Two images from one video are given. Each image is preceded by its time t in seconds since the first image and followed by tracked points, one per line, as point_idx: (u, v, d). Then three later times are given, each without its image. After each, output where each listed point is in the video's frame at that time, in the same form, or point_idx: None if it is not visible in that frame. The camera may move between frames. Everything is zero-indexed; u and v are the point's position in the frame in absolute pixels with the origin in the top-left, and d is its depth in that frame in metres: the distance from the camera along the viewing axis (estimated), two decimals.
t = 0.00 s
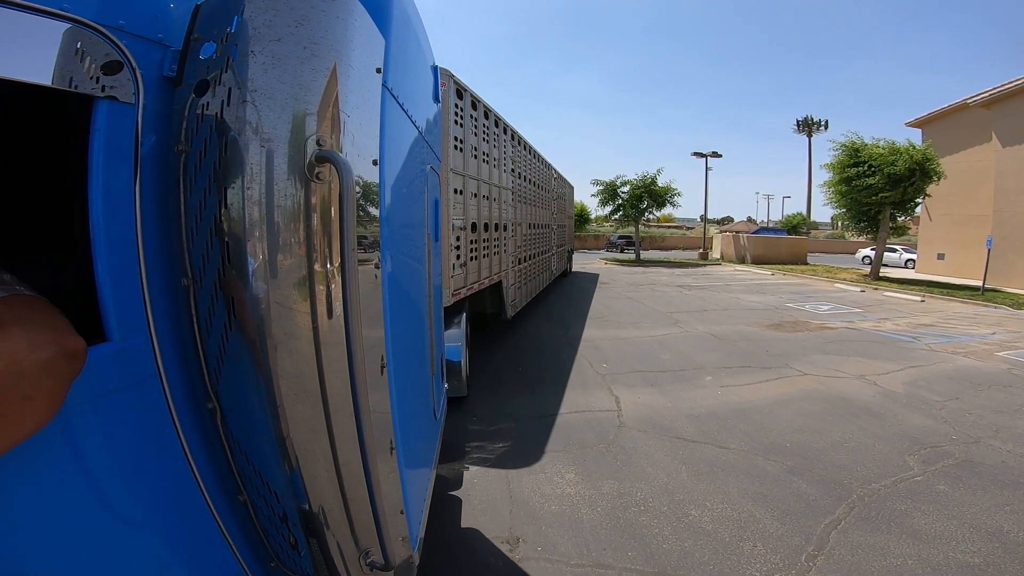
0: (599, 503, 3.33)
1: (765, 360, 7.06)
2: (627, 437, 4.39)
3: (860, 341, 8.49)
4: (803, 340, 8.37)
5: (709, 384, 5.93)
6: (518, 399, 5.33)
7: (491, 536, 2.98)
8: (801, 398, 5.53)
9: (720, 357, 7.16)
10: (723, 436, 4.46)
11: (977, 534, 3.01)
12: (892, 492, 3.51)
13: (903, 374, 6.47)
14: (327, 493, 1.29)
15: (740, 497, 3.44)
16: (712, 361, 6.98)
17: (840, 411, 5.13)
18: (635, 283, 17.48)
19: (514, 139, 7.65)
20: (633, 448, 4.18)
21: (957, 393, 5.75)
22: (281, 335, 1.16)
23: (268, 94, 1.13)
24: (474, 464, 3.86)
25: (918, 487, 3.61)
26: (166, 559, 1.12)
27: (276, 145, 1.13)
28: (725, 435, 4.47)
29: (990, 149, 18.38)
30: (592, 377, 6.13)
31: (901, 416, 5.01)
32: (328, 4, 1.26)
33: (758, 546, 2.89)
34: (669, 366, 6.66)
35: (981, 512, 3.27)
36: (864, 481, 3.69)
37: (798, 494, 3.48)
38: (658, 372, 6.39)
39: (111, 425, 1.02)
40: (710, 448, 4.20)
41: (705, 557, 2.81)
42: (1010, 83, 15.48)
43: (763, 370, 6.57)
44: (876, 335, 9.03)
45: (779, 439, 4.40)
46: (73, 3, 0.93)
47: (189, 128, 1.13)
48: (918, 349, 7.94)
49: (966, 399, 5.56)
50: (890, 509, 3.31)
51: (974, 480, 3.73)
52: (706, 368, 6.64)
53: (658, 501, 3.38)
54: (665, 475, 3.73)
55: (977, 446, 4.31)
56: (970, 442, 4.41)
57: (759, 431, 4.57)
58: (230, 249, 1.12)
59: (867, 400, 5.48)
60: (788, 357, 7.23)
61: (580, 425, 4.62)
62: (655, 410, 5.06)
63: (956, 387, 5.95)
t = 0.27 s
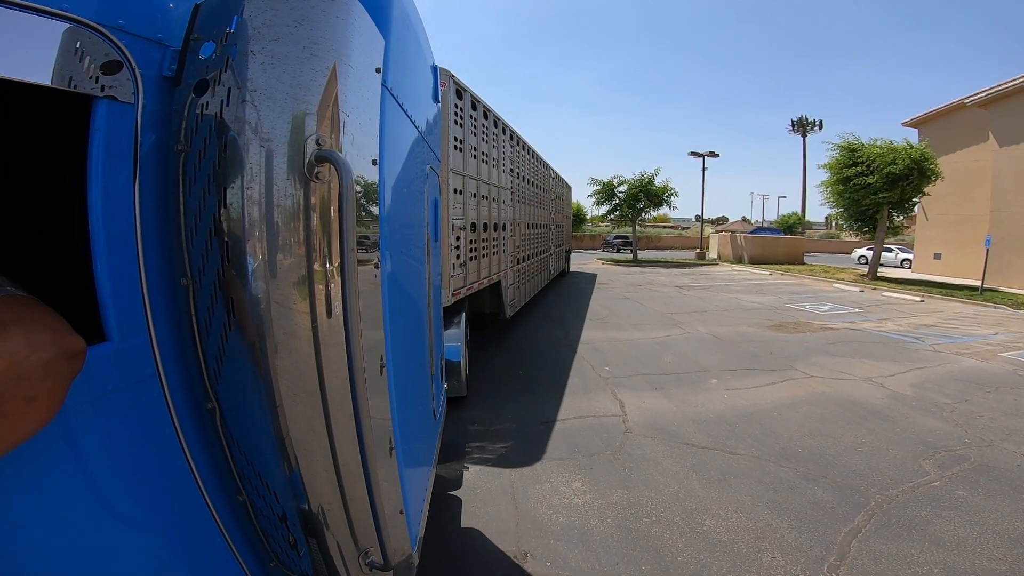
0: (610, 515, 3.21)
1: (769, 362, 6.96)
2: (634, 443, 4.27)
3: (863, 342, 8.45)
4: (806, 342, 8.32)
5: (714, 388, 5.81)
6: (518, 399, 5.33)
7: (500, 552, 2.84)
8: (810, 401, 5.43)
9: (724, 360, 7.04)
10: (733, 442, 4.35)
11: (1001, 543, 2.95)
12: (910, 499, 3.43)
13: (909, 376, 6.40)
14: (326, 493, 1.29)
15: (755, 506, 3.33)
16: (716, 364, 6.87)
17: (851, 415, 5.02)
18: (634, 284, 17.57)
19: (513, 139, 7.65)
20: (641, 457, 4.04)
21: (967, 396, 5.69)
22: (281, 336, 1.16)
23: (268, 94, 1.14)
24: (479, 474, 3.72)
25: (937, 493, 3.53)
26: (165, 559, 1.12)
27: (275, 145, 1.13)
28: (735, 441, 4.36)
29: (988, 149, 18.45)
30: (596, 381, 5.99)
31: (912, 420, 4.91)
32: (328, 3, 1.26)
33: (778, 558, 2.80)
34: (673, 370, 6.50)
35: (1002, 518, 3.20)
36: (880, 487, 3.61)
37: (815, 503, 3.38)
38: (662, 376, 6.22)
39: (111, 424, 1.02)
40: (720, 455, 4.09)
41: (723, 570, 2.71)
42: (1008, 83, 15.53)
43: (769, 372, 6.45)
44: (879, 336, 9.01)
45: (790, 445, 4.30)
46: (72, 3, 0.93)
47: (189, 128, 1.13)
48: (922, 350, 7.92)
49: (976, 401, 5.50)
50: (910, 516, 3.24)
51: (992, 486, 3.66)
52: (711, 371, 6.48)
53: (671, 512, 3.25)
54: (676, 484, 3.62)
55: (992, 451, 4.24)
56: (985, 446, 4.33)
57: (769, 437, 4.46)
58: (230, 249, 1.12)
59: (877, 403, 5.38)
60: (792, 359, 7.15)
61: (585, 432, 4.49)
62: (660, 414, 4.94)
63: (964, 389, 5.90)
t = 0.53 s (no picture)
0: (620, 527, 3.08)
1: (774, 364, 6.85)
2: (642, 450, 4.14)
3: (866, 343, 8.40)
4: (810, 343, 8.24)
5: (720, 391, 5.68)
6: (518, 399, 5.33)
7: (508, 563, 2.74)
8: (819, 404, 5.31)
9: (729, 362, 6.92)
10: (743, 448, 4.22)
11: None
12: (930, 505, 3.35)
13: (917, 378, 6.32)
14: (326, 494, 1.29)
15: (772, 514, 3.22)
16: (720, 366, 6.74)
17: (861, 418, 4.92)
18: (634, 283, 17.81)
19: (512, 139, 7.65)
20: (650, 464, 3.90)
21: (977, 397, 5.62)
22: (281, 336, 1.16)
23: (268, 94, 1.14)
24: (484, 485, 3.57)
25: (956, 499, 3.44)
26: (165, 559, 1.12)
27: (275, 145, 1.13)
28: (745, 446, 4.23)
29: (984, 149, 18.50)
30: (599, 385, 5.84)
31: (923, 423, 4.82)
32: (327, 3, 1.26)
33: (799, 568, 2.71)
34: (677, 373, 6.34)
35: None
36: (899, 493, 3.52)
37: (833, 510, 3.28)
38: (666, 379, 6.07)
39: (111, 424, 1.02)
40: (731, 461, 3.96)
41: None
42: (1004, 82, 15.57)
43: (774, 374, 6.34)
44: (882, 337, 8.98)
45: (802, 450, 4.18)
46: (71, 3, 0.93)
47: (189, 128, 1.13)
48: (926, 351, 7.90)
49: (986, 403, 5.43)
50: (931, 522, 3.15)
51: (1010, 490, 3.58)
52: (716, 373, 6.36)
53: (684, 522, 3.14)
54: (687, 492, 3.49)
55: (1007, 454, 4.17)
56: (999, 449, 4.25)
57: (779, 442, 4.34)
58: (230, 250, 1.12)
59: (887, 406, 5.29)
60: (797, 361, 7.03)
61: (591, 438, 4.35)
62: (667, 419, 4.80)
63: (973, 391, 5.85)
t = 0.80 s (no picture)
0: (632, 539, 2.96)
1: (779, 366, 6.78)
2: (650, 456, 4.03)
3: (869, 344, 8.38)
4: (814, 345, 8.19)
5: (726, 394, 5.58)
6: (518, 399, 5.33)
7: (510, 563, 2.74)
8: (828, 407, 5.21)
9: (732, 363, 6.83)
10: (754, 453, 4.12)
11: None
12: (950, 511, 3.28)
13: (924, 380, 6.25)
14: (326, 494, 1.29)
15: (789, 523, 3.13)
16: (725, 368, 6.65)
17: (873, 421, 4.83)
18: (631, 284, 17.85)
19: (511, 139, 7.65)
20: (659, 471, 3.79)
21: (988, 399, 5.56)
22: (280, 336, 1.16)
23: (267, 94, 1.14)
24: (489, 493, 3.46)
25: (975, 504, 3.37)
26: (165, 560, 1.12)
27: (274, 145, 1.13)
28: (756, 452, 4.13)
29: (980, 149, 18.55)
30: (602, 388, 5.72)
31: (935, 426, 4.74)
32: (327, 3, 1.26)
33: None
34: (681, 375, 6.23)
35: None
36: (917, 499, 3.44)
37: (852, 518, 3.20)
38: (671, 382, 5.95)
39: (110, 424, 1.02)
40: (743, 468, 3.86)
41: None
42: (1001, 82, 15.59)
43: (780, 377, 6.25)
44: (884, 338, 8.95)
45: (814, 455, 4.09)
46: (71, 3, 0.93)
47: (189, 128, 1.13)
48: (930, 352, 7.88)
49: (996, 405, 5.37)
50: (953, 529, 3.09)
51: None
52: (720, 376, 6.25)
53: (699, 532, 3.04)
54: (700, 502, 3.37)
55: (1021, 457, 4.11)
56: (1013, 453, 4.19)
57: (791, 448, 4.23)
58: (229, 249, 1.12)
59: (898, 408, 5.21)
60: (802, 363, 6.95)
61: (596, 445, 4.22)
62: (674, 425, 4.68)
63: (981, 392, 5.81)
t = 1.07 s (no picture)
0: (646, 552, 2.84)
1: (785, 368, 6.74)
2: (659, 463, 3.92)
3: (873, 346, 8.36)
4: (817, 346, 8.15)
5: (732, 398, 5.49)
6: (518, 399, 5.33)
7: (510, 562, 2.75)
8: (838, 411, 5.14)
9: (737, 366, 6.77)
10: (765, 459, 4.02)
11: None
12: (971, 517, 3.22)
13: (931, 382, 6.23)
14: (326, 494, 1.29)
15: (808, 531, 3.04)
16: (729, 370, 6.59)
17: (885, 425, 4.77)
18: (628, 284, 17.85)
19: (509, 139, 7.65)
20: (668, 478, 3.69)
21: (997, 402, 5.52)
22: (280, 336, 1.16)
23: (267, 94, 1.14)
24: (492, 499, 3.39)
25: (995, 509, 3.32)
26: (164, 560, 1.12)
27: (274, 144, 1.13)
28: (768, 458, 4.04)
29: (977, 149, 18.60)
30: (606, 392, 5.59)
31: (947, 429, 4.68)
32: (326, 3, 1.25)
33: None
34: (686, 378, 6.17)
35: None
36: (937, 505, 3.37)
37: (872, 525, 3.12)
38: (676, 386, 5.87)
39: (110, 425, 1.01)
40: (755, 474, 3.76)
41: None
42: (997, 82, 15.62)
43: (788, 379, 6.18)
44: (887, 339, 8.94)
45: (828, 461, 4.01)
46: (70, 3, 0.93)
47: (188, 128, 1.13)
48: (936, 354, 7.85)
49: (1006, 408, 5.33)
50: (976, 535, 3.02)
51: None
52: (726, 379, 6.18)
53: (714, 543, 2.93)
54: (713, 511, 3.27)
55: None
56: None
57: (803, 453, 4.15)
58: (229, 249, 1.12)
59: (907, 411, 5.16)
60: (807, 364, 6.95)
61: (603, 452, 4.10)
62: (681, 429, 4.58)
63: (990, 394, 5.78)
